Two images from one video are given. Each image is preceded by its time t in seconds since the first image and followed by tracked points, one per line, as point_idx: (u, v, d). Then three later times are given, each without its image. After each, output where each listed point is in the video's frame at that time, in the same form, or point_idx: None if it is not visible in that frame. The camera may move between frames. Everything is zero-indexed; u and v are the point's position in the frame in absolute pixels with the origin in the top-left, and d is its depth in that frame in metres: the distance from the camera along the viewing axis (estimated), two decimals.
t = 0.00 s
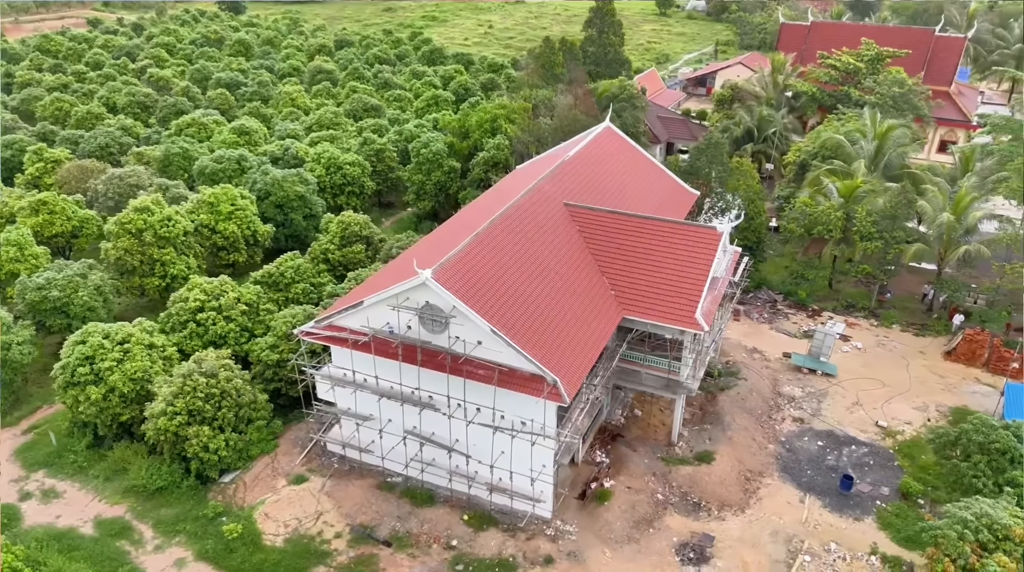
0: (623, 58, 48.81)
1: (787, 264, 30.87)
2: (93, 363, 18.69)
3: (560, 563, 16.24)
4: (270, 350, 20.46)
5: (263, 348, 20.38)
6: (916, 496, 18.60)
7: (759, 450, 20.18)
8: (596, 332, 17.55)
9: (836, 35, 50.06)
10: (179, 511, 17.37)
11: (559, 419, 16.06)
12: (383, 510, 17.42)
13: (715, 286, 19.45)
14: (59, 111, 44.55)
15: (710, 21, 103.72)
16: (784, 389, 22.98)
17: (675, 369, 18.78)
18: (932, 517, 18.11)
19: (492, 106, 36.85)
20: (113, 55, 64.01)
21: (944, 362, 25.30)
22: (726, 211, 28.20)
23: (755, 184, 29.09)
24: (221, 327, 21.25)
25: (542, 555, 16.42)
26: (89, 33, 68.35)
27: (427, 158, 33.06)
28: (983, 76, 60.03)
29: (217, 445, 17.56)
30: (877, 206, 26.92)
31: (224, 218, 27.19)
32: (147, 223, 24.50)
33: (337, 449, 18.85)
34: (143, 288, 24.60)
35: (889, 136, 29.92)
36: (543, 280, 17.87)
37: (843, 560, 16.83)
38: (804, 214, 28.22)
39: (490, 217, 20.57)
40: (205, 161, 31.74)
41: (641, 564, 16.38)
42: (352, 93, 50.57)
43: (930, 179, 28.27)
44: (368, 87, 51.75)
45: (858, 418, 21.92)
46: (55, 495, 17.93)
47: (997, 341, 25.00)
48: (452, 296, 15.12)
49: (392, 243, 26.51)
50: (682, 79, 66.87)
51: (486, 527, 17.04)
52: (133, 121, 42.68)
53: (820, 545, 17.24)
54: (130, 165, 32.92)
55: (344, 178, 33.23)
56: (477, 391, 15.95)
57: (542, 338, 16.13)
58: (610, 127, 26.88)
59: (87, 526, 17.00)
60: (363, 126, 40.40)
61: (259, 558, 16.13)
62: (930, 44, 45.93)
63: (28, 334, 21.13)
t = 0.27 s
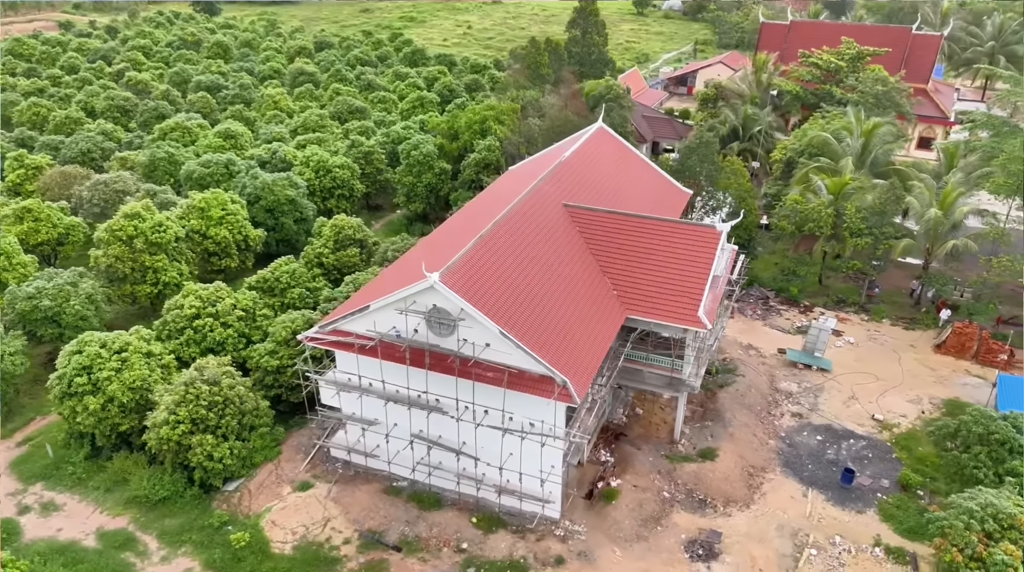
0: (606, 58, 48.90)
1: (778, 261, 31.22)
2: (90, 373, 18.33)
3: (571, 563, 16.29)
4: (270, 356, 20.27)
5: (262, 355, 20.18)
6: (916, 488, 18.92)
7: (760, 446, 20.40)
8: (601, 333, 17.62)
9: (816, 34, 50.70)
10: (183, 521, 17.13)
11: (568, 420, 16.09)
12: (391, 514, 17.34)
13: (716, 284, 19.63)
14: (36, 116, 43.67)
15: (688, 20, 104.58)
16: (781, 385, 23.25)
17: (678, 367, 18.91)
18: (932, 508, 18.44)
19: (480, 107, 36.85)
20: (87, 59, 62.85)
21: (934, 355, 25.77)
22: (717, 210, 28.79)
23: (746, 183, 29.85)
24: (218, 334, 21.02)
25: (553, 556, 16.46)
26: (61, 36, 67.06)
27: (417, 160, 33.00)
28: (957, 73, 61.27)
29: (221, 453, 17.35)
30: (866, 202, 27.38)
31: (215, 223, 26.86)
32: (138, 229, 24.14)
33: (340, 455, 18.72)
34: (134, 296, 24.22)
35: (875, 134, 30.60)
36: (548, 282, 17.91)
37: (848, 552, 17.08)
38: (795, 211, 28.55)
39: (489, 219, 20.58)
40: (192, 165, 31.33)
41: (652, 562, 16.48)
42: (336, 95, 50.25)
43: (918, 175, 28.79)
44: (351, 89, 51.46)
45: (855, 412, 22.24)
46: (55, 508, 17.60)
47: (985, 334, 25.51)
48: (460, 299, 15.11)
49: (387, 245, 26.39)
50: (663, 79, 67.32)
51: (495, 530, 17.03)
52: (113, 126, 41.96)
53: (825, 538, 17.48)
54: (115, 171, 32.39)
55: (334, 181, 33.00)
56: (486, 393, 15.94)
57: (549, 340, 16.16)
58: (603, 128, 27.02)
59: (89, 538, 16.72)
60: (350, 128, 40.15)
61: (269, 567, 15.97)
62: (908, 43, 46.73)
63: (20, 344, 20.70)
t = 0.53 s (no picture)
0: (586, 58, 49.16)
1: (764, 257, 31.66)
2: (85, 385, 17.94)
3: (582, 563, 16.36)
4: (268, 363, 20.05)
5: (260, 362, 19.96)
6: (912, 478, 19.32)
7: (759, 441, 20.67)
8: (604, 332, 17.73)
9: (791, 33, 51.43)
10: (186, 533, 16.88)
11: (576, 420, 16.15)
12: (398, 519, 17.26)
13: (713, 282, 19.84)
14: (6, 122, 42.62)
15: (660, 20, 105.44)
16: (775, 379, 23.59)
17: (678, 364, 19.12)
18: (928, 497, 18.85)
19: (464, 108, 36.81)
20: (55, 63, 61.46)
21: (920, 347, 26.34)
22: (704, 209, 29.45)
23: (733, 179, 30.02)
24: (214, 342, 20.76)
25: (563, 556, 16.52)
26: (26, 39, 65.48)
27: (405, 162, 32.87)
28: (926, 70, 62.65)
29: (225, 463, 17.11)
30: (851, 198, 27.94)
31: (202, 229, 26.47)
32: (126, 237, 23.71)
33: (343, 461, 18.58)
34: (123, 305, 23.77)
35: (856, 131, 31.19)
36: (550, 283, 17.97)
37: (851, 543, 17.39)
38: (782, 208, 28.90)
39: (486, 222, 20.59)
40: (175, 171, 30.83)
41: (661, 558, 16.61)
42: (315, 98, 49.82)
43: (899, 170, 29.30)
44: (330, 91, 51.06)
45: (848, 404, 22.65)
46: (53, 523, 17.23)
47: (969, 325, 26.13)
48: (468, 301, 15.09)
49: (379, 249, 26.24)
50: (640, 78, 67.78)
51: (504, 531, 17.04)
52: (88, 132, 41.10)
53: (827, 530, 17.78)
54: (94, 177, 31.75)
55: (320, 184, 32.69)
56: (494, 395, 15.93)
57: (556, 341, 16.22)
58: (593, 128, 27.17)
59: (91, 553, 16.41)
60: (332, 130, 39.83)
61: None
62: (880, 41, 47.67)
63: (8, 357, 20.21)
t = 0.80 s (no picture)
0: (558, 57, 49.34)
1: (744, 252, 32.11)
2: (72, 399, 17.47)
3: (586, 561, 16.44)
4: (259, 371, 19.77)
5: (250, 370, 19.66)
6: (899, 465, 19.82)
7: (750, 433, 20.99)
8: (601, 331, 17.85)
9: (758, 31, 52.25)
10: (184, 546, 16.55)
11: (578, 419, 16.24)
12: (399, 525, 17.16)
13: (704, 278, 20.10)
14: None
15: (625, 19, 106.24)
16: (762, 372, 23.98)
17: (671, 361, 19.33)
18: (916, 483, 19.36)
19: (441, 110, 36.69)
20: (12, 68, 59.65)
21: (898, 337, 27.01)
22: (686, 205, 29.47)
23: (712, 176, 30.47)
24: (202, 351, 20.38)
25: (567, 555, 16.58)
26: None
27: (384, 165, 32.61)
28: (887, 66, 64.19)
29: (221, 474, 16.83)
30: (828, 193, 28.54)
31: (182, 236, 25.93)
32: (105, 246, 23.13)
33: (340, 468, 18.41)
34: (102, 316, 23.19)
35: (830, 127, 31.85)
36: (545, 283, 18.04)
37: (846, 531, 17.78)
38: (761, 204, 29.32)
39: (477, 224, 20.59)
40: (149, 177, 30.15)
41: (663, 553, 16.78)
42: (286, 101, 49.14)
43: (873, 165, 30.04)
44: (301, 94, 50.44)
45: (834, 395, 23.12)
46: (43, 543, 16.76)
47: (944, 314, 26.86)
48: (468, 304, 15.08)
49: (364, 253, 26.00)
50: (610, 77, 68.16)
51: (507, 533, 17.05)
52: (53, 139, 39.99)
53: (822, 519, 18.15)
54: (63, 186, 30.90)
55: (298, 189, 32.24)
56: (496, 397, 15.95)
57: (555, 342, 16.28)
58: (575, 129, 27.34)
59: None
60: (307, 134, 39.35)
61: None
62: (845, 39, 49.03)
63: None
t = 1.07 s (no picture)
0: (528, 57, 49.45)
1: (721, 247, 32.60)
2: (57, 415, 16.99)
3: (588, 558, 16.54)
4: (248, 381, 19.46)
5: (239, 379, 19.34)
6: (884, 452, 20.36)
7: (739, 426, 21.35)
8: (595, 330, 18.00)
9: (723, 29, 53.04)
10: (180, 561, 16.21)
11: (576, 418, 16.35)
12: (399, 530, 17.07)
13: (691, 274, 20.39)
14: None
15: (587, 17, 106.85)
16: (746, 365, 24.40)
17: (662, 357, 19.66)
18: (901, 468, 19.91)
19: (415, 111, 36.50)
20: None
21: (874, 326, 27.72)
22: (663, 203, 29.81)
23: (689, 173, 30.48)
24: (188, 361, 19.97)
25: (569, 552, 16.67)
26: None
27: (361, 167, 32.32)
28: (846, 63, 65.71)
29: (217, 486, 16.53)
30: (802, 187, 29.17)
31: (158, 244, 25.37)
32: (80, 256, 22.54)
33: (335, 475, 18.25)
34: (79, 328, 22.59)
35: (801, 123, 32.48)
36: (538, 284, 18.14)
37: (837, 518, 18.21)
38: (737, 199, 29.74)
39: (465, 227, 20.60)
40: (119, 185, 29.43)
41: (663, 547, 16.98)
42: (253, 104, 48.36)
43: (844, 159, 30.72)
44: (268, 97, 49.70)
45: (816, 385, 23.64)
46: (31, 564, 16.28)
47: (917, 303, 27.65)
48: (467, 306, 15.08)
49: (347, 257, 25.75)
50: (577, 76, 68.46)
51: (508, 533, 17.08)
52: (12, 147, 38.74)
53: (814, 507, 18.56)
54: (29, 195, 29.98)
55: (274, 193, 31.76)
56: (496, 398, 15.98)
57: (552, 342, 16.37)
58: (556, 129, 27.50)
59: None
60: (278, 137, 38.79)
61: None
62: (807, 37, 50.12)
63: None
